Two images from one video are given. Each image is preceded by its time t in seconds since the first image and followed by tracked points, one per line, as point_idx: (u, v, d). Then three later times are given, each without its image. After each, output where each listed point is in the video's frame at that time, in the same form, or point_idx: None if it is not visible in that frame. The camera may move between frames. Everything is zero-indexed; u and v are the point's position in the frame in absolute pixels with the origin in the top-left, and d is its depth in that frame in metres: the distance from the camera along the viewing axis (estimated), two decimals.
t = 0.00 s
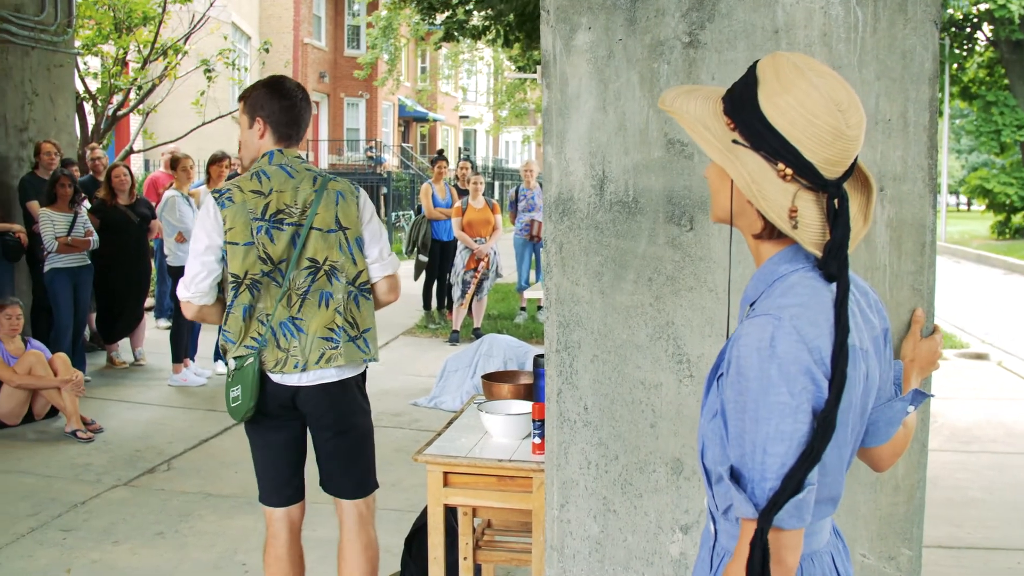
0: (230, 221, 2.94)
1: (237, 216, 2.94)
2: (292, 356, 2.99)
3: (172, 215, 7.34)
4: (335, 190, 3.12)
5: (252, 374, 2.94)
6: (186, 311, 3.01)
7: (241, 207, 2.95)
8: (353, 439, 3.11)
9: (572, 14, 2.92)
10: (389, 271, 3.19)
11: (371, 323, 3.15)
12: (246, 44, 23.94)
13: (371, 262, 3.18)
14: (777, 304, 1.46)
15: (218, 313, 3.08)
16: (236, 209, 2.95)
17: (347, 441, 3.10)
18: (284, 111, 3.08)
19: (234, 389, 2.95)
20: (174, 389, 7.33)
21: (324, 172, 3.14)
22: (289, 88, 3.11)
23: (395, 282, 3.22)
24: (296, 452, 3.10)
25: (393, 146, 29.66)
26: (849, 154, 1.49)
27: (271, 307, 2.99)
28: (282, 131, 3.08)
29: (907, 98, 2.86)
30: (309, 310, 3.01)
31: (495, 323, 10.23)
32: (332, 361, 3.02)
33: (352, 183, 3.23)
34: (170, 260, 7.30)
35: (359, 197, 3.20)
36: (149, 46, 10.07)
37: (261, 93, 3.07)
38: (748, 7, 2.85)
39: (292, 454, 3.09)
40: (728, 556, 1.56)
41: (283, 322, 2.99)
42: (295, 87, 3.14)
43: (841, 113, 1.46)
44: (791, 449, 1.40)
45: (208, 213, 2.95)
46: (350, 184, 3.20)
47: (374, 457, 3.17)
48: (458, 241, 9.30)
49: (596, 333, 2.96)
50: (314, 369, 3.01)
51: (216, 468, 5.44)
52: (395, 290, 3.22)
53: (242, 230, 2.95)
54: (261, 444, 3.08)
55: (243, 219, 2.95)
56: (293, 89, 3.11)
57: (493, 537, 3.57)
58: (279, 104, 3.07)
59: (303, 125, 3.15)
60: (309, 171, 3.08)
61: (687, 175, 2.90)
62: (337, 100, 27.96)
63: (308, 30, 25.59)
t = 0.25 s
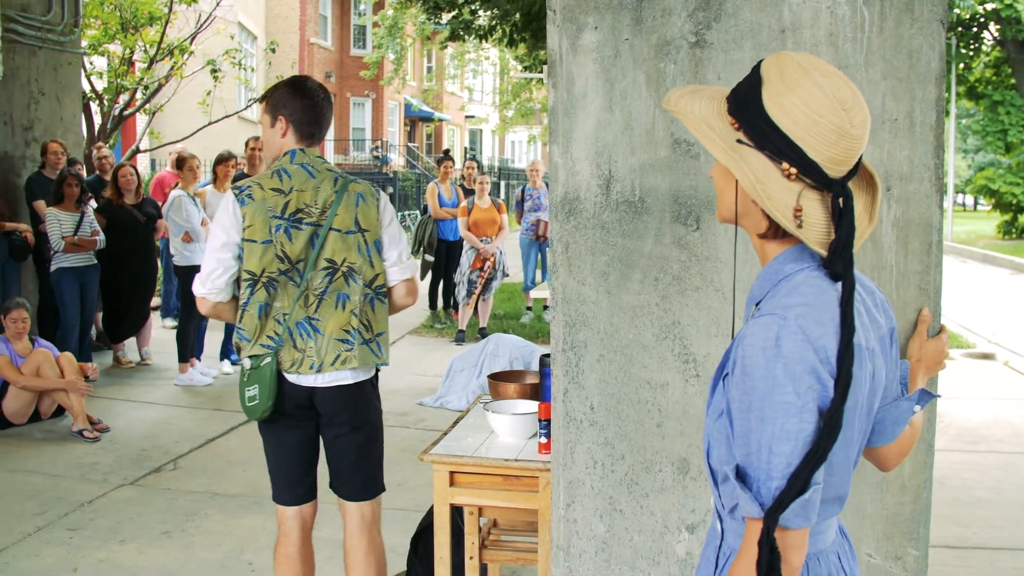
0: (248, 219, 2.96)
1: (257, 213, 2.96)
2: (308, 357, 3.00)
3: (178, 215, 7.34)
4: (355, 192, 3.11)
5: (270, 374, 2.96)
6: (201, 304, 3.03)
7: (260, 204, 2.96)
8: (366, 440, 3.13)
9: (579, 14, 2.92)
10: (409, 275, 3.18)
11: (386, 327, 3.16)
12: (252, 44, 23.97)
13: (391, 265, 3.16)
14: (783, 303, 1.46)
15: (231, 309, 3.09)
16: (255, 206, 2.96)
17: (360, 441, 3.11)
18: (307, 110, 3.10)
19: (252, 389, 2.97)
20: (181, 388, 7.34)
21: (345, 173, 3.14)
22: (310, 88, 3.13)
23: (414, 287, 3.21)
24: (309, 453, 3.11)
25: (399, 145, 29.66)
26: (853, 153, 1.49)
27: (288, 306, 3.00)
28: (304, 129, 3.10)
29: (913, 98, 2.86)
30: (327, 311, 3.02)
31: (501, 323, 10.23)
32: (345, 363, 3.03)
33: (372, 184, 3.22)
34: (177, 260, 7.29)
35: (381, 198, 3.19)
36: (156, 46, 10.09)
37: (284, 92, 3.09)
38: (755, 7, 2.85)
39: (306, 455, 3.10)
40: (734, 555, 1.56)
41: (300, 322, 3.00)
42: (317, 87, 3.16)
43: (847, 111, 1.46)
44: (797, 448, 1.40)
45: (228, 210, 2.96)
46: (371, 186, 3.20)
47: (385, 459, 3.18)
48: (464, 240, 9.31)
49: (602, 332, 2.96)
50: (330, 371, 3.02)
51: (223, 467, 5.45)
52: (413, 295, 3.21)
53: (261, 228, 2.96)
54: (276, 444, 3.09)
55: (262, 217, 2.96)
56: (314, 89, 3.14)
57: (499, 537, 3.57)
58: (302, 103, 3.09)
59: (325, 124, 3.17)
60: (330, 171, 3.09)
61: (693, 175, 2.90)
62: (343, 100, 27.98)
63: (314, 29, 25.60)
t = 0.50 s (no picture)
0: (282, 223, 2.97)
1: (292, 216, 2.97)
2: (338, 360, 3.01)
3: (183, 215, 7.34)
4: (389, 198, 3.14)
5: (299, 375, 2.95)
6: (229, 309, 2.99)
7: (295, 208, 2.98)
8: (386, 440, 3.14)
9: (584, 13, 2.92)
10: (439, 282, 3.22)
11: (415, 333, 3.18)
12: (257, 44, 23.98)
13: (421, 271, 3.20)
14: (792, 303, 1.45)
15: (259, 312, 3.06)
16: (290, 209, 2.98)
17: (380, 442, 3.13)
18: (341, 110, 3.12)
19: (280, 389, 2.96)
20: (186, 388, 7.34)
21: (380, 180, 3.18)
22: (344, 87, 3.14)
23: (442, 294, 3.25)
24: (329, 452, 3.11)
25: (403, 145, 29.66)
26: (860, 152, 1.49)
27: (319, 310, 3.00)
28: (338, 128, 3.12)
29: (919, 97, 2.85)
30: (357, 316, 3.03)
31: (506, 322, 10.23)
32: (376, 368, 3.03)
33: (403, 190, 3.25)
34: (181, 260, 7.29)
35: (412, 204, 3.23)
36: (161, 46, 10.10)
37: (319, 92, 3.10)
38: (760, 6, 2.84)
39: (326, 456, 3.10)
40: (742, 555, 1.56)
41: (330, 326, 3.01)
42: (350, 86, 3.17)
43: (855, 110, 1.46)
44: (806, 448, 1.40)
45: (261, 212, 2.96)
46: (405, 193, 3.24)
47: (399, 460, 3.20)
48: (469, 240, 9.31)
49: (608, 332, 2.96)
50: (360, 375, 3.02)
51: (227, 467, 5.46)
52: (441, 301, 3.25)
53: (295, 232, 2.97)
54: (296, 445, 3.08)
55: (297, 221, 2.98)
56: (348, 88, 3.15)
57: (504, 537, 3.57)
58: (336, 102, 3.11)
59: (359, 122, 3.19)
60: (363, 175, 3.13)
61: (698, 174, 2.90)
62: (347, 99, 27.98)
63: (318, 29, 25.61)
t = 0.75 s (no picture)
0: (314, 222, 2.98)
1: (322, 216, 2.98)
2: (367, 362, 3.02)
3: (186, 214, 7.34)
4: (421, 200, 3.16)
5: (328, 377, 2.96)
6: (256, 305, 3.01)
7: (326, 207, 2.99)
8: (407, 443, 3.14)
9: (587, 13, 2.91)
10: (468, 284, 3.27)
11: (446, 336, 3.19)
12: (260, 43, 23.99)
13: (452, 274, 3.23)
14: (799, 302, 1.45)
15: (286, 311, 3.09)
16: (320, 209, 2.99)
17: (401, 446, 3.12)
18: (375, 110, 3.15)
19: (308, 391, 2.96)
20: (189, 387, 7.35)
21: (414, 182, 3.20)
22: (380, 87, 3.18)
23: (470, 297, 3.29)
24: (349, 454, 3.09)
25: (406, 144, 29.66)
26: (867, 150, 1.48)
27: (348, 311, 3.01)
28: (370, 127, 3.15)
29: (923, 97, 2.85)
30: (387, 318, 3.05)
31: (508, 322, 10.23)
32: (404, 370, 3.04)
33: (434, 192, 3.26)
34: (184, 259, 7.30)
35: (443, 206, 3.24)
36: (163, 45, 10.10)
37: (354, 91, 3.14)
38: (764, 6, 2.84)
39: (347, 456, 3.10)
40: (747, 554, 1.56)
41: (359, 327, 3.02)
42: (386, 86, 3.21)
43: (862, 108, 1.45)
44: (814, 448, 1.40)
45: (291, 210, 2.96)
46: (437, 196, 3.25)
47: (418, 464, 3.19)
48: (472, 240, 9.32)
49: (611, 332, 2.95)
50: (389, 376, 3.03)
51: (230, 466, 5.46)
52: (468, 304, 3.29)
53: (326, 232, 2.98)
54: (317, 444, 3.07)
55: (327, 221, 2.99)
56: (384, 88, 3.19)
57: (507, 537, 3.57)
58: (369, 102, 3.15)
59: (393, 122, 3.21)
60: (394, 176, 3.14)
61: (702, 173, 2.89)
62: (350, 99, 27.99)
63: (321, 28, 25.62)
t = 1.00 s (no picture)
0: (339, 216, 2.99)
1: (348, 211, 2.99)
2: (390, 360, 3.03)
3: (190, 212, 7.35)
4: (446, 198, 3.16)
5: (352, 375, 2.95)
6: (273, 292, 3.03)
7: (352, 202, 3.00)
8: (424, 442, 3.15)
9: (592, 11, 2.91)
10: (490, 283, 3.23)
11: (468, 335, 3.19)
12: (263, 42, 24.00)
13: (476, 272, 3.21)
14: (808, 300, 1.45)
15: (304, 307, 3.09)
16: (346, 203, 3.00)
17: (418, 445, 3.13)
18: (400, 109, 3.15)
19: (333, 390, 2.96)
20: (193, 387, 7.36)
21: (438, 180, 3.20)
22: (405, 85, 3.17)
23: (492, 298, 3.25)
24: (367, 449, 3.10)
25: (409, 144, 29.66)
26: (877, 148, 1.47)
27: (372, 308, 3.01)
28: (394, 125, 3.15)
29: (928, 96, 2.85)
30: (410, 316, 3.05)
31: (512, 321, 10.23)
32: (428, 369, 3.04)
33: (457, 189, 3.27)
34: (187, 257, 7.32)
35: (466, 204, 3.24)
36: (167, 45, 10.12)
37: (379, 89, 3.13)
38: (769, 5, 2.83)
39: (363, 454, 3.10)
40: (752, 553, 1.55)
41: (383, 325, 3.02)
42: (411, 85, 3.20)
43: (871, 106, 1.45)
44: (821, 446, 1.39)
45: (317, 204, 2.98)
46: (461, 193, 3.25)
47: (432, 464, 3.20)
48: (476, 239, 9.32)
49: (615, 331, 2.95)
50: (412, 374, 3.04)
51: (234, 465, 5.46)
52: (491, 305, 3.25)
53: (351, 226, 2.99)
54: (334, 440, 3.09)
55: (353, 215, 3.00)
56: (409, 88, 3.18)
57: (510, 536, 3.57)
58: (394, 100, 3.14)
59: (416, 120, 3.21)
60: (419, 174, 3.14)
61: (706, 172, 2.89)
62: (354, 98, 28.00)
63: (325, 27, 25.63)
